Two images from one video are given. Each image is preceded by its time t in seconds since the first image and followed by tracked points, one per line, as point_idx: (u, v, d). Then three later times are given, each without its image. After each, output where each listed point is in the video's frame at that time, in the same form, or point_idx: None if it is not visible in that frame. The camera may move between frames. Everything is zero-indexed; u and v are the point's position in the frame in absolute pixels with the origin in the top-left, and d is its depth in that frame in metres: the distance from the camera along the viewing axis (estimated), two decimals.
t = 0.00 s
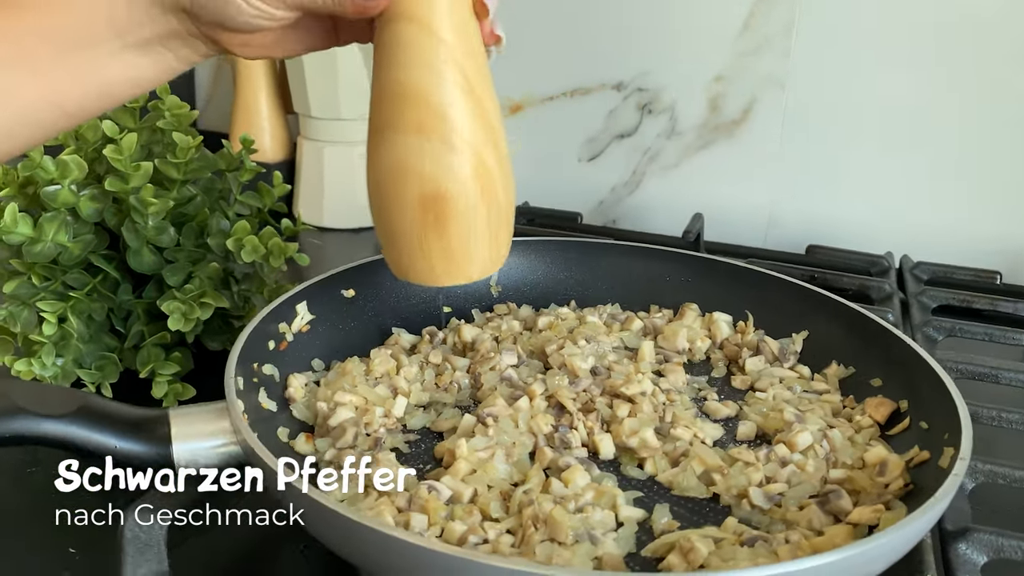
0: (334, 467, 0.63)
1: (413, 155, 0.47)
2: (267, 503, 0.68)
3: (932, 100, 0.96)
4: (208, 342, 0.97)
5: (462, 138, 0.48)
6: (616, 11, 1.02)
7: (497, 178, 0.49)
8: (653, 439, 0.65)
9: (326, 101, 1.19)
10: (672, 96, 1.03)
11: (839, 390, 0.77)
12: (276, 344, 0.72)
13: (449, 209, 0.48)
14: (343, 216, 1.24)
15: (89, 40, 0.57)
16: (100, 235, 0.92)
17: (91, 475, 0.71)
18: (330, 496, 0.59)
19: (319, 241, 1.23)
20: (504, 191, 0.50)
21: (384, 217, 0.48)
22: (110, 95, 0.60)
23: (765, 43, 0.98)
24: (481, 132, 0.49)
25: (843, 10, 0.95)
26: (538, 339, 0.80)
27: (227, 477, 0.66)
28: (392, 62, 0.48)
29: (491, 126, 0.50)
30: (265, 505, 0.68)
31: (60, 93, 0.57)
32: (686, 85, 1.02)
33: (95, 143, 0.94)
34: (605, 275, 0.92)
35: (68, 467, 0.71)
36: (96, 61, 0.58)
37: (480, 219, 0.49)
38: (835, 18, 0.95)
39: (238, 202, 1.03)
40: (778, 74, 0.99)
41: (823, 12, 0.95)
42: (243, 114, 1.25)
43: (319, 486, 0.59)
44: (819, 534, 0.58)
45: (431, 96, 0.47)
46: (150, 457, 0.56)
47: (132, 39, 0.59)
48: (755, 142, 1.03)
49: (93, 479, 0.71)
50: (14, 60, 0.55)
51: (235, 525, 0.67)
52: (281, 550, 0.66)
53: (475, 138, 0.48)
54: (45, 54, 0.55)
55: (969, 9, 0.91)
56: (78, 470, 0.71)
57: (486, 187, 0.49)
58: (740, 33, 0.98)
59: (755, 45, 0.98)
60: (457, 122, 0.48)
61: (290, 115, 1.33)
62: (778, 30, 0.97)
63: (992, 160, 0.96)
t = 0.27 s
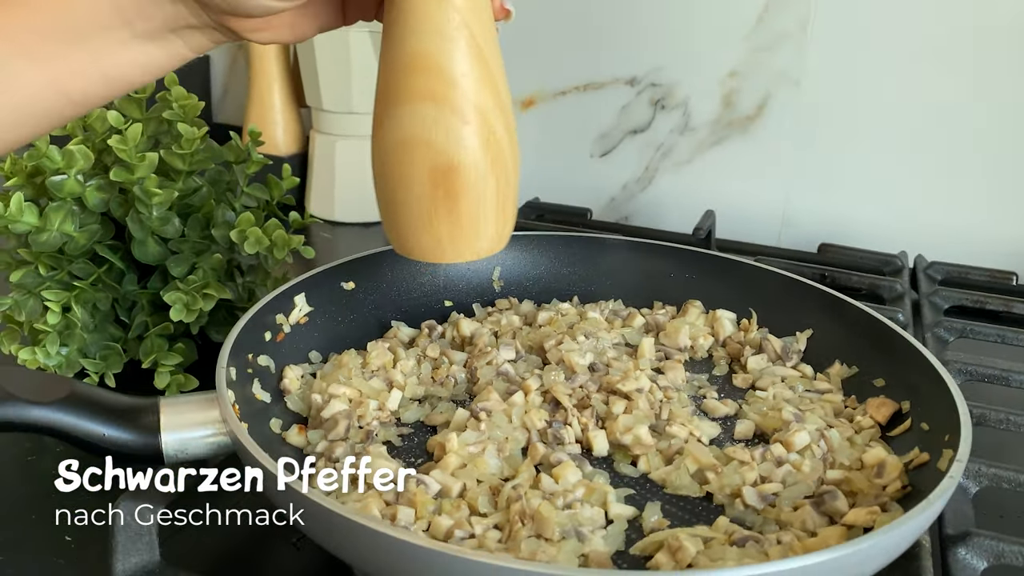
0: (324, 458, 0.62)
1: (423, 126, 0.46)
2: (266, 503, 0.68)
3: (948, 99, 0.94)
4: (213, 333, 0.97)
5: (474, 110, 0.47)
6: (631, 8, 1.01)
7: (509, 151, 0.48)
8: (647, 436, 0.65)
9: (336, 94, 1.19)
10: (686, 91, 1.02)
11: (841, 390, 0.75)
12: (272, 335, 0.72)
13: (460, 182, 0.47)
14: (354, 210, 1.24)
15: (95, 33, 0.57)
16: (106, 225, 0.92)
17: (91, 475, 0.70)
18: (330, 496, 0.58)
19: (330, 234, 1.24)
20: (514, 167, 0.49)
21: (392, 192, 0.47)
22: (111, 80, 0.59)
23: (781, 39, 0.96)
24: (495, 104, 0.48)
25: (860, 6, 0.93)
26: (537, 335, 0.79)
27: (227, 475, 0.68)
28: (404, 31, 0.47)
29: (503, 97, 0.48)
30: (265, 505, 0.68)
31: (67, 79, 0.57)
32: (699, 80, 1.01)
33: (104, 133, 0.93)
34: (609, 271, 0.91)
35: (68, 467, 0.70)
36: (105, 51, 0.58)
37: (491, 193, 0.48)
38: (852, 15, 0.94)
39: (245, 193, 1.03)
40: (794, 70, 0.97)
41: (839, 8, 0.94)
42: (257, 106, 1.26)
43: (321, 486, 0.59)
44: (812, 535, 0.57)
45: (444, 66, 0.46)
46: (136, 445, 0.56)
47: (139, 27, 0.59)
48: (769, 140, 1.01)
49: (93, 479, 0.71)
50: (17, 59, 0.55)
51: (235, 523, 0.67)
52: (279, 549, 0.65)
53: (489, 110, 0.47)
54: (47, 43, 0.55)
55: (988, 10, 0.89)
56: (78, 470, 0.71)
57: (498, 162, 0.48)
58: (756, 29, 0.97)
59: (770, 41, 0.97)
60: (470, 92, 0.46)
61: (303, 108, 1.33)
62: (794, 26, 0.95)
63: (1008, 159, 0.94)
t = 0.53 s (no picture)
0: (316, 450, 0.62)
1: (452, 117, 0.44)
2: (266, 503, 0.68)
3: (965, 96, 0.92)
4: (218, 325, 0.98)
5: (503, 99, 0.45)
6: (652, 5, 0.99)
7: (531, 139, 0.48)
8: (642, 433, 0.64)
9: (348, 88, 1.18)
10: (701, 87, 1.01)
11: (844, 390, 0.74)
12: (270, 327, 0.72)
13: (486, 173, 0.45)
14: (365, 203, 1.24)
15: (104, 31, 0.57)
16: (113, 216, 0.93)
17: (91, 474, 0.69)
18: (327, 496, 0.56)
19: (342, 227, 1.24)
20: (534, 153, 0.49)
21: (413, 182, 0.46)
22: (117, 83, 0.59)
23: (797, 35, 0.95)
24: (521, 92, 0.47)
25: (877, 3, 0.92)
26: (536, 330, 0.79)
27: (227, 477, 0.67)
28: (434, 21, 0.45)
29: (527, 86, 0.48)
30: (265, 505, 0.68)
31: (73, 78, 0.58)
32: (714, 76, 1.00)
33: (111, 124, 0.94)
34: (614, 267, 0.90)
35: (67, 467, 0.69)
36: (117, 48, 0.58)
37: (515, 183, 0.47)
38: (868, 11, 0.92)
39: (252, 185, 1.03)
40: (809, 67, 0.96)
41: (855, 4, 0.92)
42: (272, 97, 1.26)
43: (322, 486, 0.57)
44: (806, 537, 0.56)
45: (473, 57, 0.45)
46: (127, 433, 0.56)
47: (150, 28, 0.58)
48: (785, 139, 1.00)
49: (94, 479, 0.70)
50: (22, 56, 0.56)
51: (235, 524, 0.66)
52: (278, 552, 0.64)
53: (515, 99, 0.46)
54: (52, 41, 0.57)
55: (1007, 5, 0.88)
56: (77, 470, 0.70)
57: (523, 151, 0.47)
58: (771, 25, 0.96)
59: (786, 37, 0.95)
60: (499, 82, 0.45)
61: (317, 102, 1.33)
62: (810, 22, 0.94)
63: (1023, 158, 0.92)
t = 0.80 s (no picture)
0: (309, 442, 0.62)
1: (475, 105, 0.44)
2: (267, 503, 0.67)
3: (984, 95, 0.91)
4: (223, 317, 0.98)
5: (523, 88, 0.46)
6: (668, 6, 0.99)
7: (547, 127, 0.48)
8: (638, 431, 0.63)
9: (360, 82, 1.18)
10: (716, 84, 0.99)
11: (847, 391, 0.73)
12: (268, 318, 0.72)
13: (508, 161, 0.46)
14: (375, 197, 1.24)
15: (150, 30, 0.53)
16: (121, 206, 0.93)
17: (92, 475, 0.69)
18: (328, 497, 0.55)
19: (355, 221, 1.23)
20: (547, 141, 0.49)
21: (433, 172, 0.46)
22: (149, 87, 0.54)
23: (814, 32, 0.94)
24: (538, 79, 0.47)
25: None
26: (537, 325, 0.78)
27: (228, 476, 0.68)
28: (453, 10, 0.46)
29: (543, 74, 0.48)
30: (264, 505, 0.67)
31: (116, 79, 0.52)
32: (729, 73, 0.98)
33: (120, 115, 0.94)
34: (618, 263, 0.89)
35: (68, 467, 0.68)
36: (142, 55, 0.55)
37: (532, 171, 0.48)
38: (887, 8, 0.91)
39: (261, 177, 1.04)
40: (827, 64, 0.94)
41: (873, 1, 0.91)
42: (286, 95, 1.27)
43: (322, 486, 0.56)
44: (800, 539, 0.56)
45: (494, 45, 0.45)
46: (118, 420, 0.56)
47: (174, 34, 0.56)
48: (801, 137, 0.98)
49: (95, 479, 0.69)
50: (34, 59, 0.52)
51: (236, 525, 0.65)
52: (278, 554, 0.63)
53: (533, 86, 0.47)
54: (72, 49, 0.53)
55: None
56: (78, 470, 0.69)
57: (540, 138, 0.47)
58: (787, 22, 0.94)
59: (802, 34, 0.94)
60: (519, 70, 0.46)
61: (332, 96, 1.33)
62: (827, 19, 0.93)
63: None
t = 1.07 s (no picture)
0: (302, 433, 0.62)
1: (529, 88, 0.37)
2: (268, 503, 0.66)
3: (1003, 92, 0.89)
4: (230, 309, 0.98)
5: (582, 65, 0.39)
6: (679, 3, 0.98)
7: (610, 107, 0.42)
8: (633, 427, 0.63)
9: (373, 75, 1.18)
10: (731, 81, 0.98)
11: (851, 391, 0.72)
12: (267, 309, 0.72)
13: (581, 149, 0.39)
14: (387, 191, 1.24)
15: (208, 28, 0.48)
16: (129, 196, 0.94)
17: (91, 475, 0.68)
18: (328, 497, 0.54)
19: (366, 214, 1.23)
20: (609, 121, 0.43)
21: (494, 169, 0.38)
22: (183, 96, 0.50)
23: (831, 29, 0.92)
24: (583, 42, 0.40)
25: None
26: (537, 320, 0.78)
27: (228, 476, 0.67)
28: None
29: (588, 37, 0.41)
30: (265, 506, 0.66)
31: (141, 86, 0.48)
32: (744, 69, 0.97)
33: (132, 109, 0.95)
34: (624, 259, 0.89)
35: (67, 467, 0.68)
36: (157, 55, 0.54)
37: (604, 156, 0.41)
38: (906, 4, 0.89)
39: (270, 169, 1.04)
40: (843, 62, 0.93)
41: None
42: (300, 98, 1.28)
43: (321, 485, 0.55)
44: (793, 540, 0.55)
45: (537, 21, 0.38)
46: (109, 408, 0.56)
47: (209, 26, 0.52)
48: (816, 136, 0.97)
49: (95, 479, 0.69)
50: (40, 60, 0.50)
51: (236, 526, 0.65)
52: (279, 555, 0.62)
53: (586, 55, 0.40)
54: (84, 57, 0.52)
55: None
56: (78, 470, 0.69)
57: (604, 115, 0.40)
58: (804, 18, 0.93)
59: (819, 31, 0.93)
60: (569, 43, 0.39)
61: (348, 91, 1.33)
62: (845, 16, 0.91)
63: None
